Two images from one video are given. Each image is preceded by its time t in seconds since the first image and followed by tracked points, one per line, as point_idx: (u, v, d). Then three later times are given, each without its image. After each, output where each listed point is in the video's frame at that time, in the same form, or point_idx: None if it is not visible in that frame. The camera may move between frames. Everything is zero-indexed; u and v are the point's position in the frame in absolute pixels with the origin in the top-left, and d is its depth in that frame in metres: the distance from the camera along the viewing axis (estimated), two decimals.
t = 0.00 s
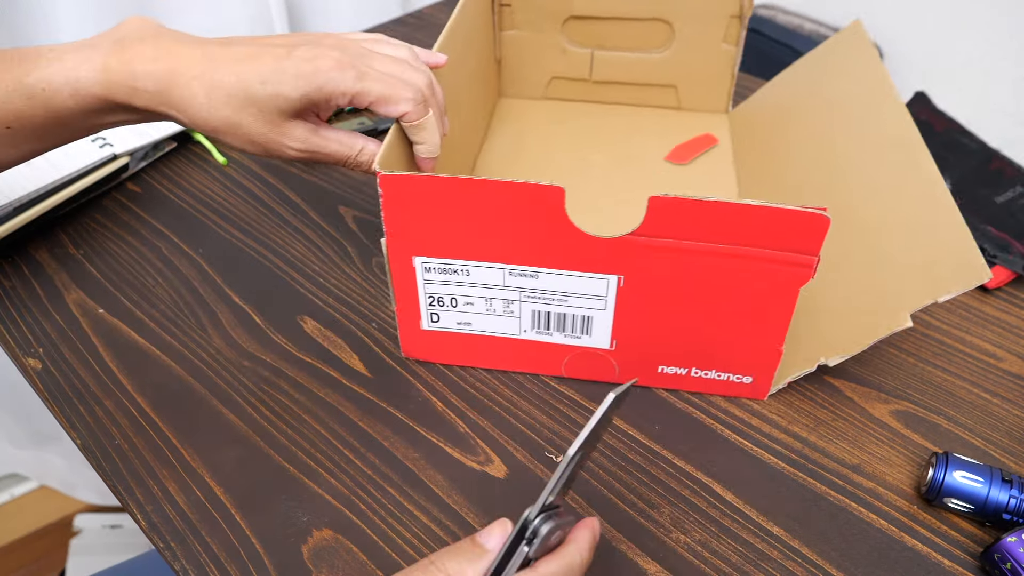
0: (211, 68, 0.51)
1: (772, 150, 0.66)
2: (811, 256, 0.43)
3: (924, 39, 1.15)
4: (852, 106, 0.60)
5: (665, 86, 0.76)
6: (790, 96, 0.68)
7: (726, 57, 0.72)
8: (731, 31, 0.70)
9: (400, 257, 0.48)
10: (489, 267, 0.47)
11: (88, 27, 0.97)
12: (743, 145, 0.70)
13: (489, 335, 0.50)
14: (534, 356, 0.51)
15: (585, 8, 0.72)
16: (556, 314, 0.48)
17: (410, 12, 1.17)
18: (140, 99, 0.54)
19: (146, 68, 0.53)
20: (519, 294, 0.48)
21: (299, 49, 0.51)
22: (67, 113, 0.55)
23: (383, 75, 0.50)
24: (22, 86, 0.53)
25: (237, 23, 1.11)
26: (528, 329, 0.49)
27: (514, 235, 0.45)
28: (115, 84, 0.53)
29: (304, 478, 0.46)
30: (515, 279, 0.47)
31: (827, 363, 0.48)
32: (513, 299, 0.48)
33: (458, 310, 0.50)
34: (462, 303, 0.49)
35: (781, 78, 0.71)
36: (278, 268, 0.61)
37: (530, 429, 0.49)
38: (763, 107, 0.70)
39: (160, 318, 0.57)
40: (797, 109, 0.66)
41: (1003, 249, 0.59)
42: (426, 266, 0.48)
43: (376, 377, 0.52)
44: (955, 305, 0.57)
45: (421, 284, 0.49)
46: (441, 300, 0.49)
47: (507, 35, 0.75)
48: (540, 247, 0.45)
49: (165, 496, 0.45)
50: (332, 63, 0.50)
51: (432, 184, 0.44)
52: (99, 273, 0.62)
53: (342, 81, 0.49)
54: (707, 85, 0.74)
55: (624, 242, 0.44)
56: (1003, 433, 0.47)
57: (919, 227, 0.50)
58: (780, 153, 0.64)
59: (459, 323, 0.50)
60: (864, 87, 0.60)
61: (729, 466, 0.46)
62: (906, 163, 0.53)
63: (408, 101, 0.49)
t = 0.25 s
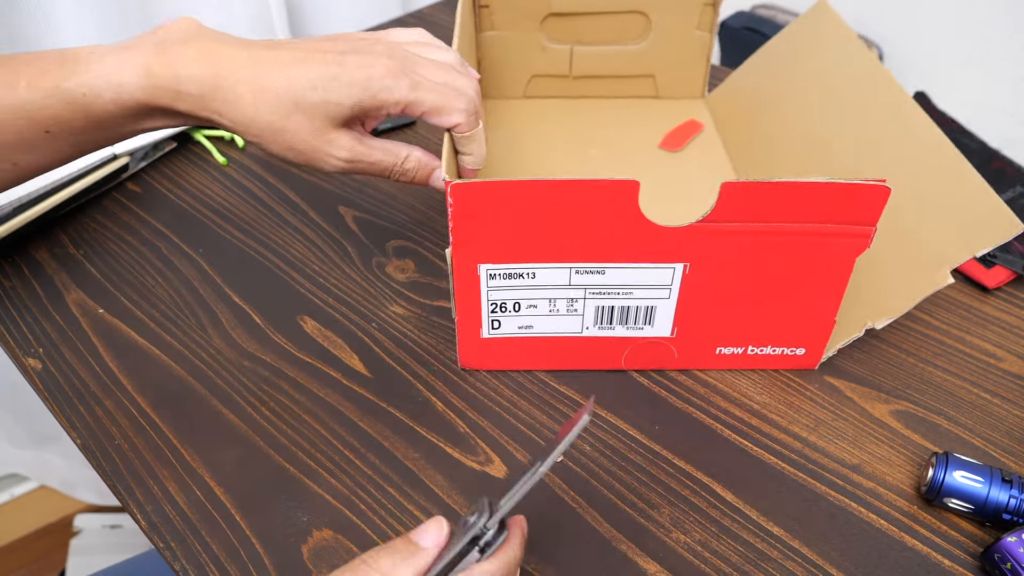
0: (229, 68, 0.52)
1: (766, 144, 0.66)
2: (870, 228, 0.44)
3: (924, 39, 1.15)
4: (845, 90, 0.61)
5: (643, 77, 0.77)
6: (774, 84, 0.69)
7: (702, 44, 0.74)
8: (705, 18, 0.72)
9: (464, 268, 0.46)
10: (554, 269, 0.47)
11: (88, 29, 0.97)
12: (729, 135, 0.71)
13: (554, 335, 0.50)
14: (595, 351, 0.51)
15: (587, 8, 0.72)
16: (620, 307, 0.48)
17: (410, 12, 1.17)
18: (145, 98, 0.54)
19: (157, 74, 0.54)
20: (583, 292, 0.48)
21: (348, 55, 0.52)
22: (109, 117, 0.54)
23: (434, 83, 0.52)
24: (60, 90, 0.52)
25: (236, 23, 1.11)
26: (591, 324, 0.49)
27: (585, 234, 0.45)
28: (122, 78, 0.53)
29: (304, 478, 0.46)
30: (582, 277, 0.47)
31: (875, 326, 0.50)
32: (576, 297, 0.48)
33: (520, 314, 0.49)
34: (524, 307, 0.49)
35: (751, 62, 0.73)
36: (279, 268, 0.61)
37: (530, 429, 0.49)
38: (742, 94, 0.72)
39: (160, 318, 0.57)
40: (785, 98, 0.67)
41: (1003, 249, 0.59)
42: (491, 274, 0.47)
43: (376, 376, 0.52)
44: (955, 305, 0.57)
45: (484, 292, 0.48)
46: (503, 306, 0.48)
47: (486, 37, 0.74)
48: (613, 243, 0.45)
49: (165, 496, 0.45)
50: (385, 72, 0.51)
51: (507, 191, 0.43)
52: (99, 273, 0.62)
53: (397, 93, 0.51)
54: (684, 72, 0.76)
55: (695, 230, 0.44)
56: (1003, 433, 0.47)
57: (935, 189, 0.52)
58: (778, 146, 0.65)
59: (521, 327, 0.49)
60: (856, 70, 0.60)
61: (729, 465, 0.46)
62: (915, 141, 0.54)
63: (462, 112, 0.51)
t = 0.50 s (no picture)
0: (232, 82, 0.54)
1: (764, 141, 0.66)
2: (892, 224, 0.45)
3: (924, 39, 1.15)
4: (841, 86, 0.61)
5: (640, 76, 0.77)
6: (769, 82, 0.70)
7: (700, 43, 0.74)
8: (703, 17, 0.72)
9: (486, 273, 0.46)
10: (576, 271, 0.46)
11: (90, 30, 0.97)
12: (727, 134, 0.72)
13: (575, 338, 0.50)
14: (614, 352, 0.51)
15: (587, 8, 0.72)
16: (641, 308, 0.48)
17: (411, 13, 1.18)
18: (150, 103, 0.56)
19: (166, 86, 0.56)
20: (605, 294, 0.48)
21: (342, 41, 0.53)
22: (125, 126, 0.57)
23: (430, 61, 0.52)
24: (77, 100, 0.55)
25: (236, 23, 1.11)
26: (611, 326, 0.49)
27: (609, 235, 0.44)
28: (132, 89, 0.55)
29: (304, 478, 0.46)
30: (604, 280, 0.47)
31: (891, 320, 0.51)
32: (599, 300, 0.48)
33: (541, 318, 0.48)
34: (545, 310, 0.48)
35: (748, 62, 0.74)
36: (279, 268, 0.61)
37: (531, 429, 0.49)
38: (738, 94, 0.73)
39: (161, 318, 0.57)
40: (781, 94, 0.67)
41: (1003, 249, 0.59)
42: (513, 278, 0.46)
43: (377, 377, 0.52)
44: (955, 306, 0.57)
45: (506, 296, 0.47)
46: (524, 310, 0.48)
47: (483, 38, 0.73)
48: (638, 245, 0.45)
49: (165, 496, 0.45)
50: (377, 50, 0.51)
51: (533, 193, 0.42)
52: (99, 273, 0.62)
53: (390, 67, 0.51)
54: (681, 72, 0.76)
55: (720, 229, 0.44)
56: (1003, 433, 0.47)
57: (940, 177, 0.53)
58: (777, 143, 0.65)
59: (542, 330, 0.49)
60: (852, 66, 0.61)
61: (729, 466, 0.46)
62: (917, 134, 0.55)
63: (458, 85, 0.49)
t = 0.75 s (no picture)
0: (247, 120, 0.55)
1: (763, 144, 0.66)
2: (906, 219, 0.46)
3: (924, 39, 1.15)
4: (836, 86, 0.61)
5: (624, 77, 0.78)
6: (762, 82, 0.70)
7: (683, 42, 0.74)
8: (685, 17, 0.72)
9: (509, 286, 0.46)
10: (597, 280, 0.46)
11: (89, 28, 0.97)
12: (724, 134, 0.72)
13: (594, 347, 0.49)
14: (631, 360, 0.51)
15: (587, 9, 0.72)
16: (660, 314, 0.48)
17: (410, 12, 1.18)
18: (169, 143, 0.57)
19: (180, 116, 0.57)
20: (624, 302, 0.48)
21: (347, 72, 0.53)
22: (142, 166, 0.59)
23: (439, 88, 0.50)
24: (98, 139, 0.57)
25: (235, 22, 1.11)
26: (631, 334, 0.49)
27: (632, 243, 0.45)
28: (151, 130, 0.57)
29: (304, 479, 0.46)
30: (624, 287, 0.47)
31: (903, 314, 0.51)
32: (619, 307, 0.48)
33: (561, 328, 0.48)
34: (566, 320, 0.48)
35: (732, 62, 0.75)
36: (279, 268, 0.61)
37: (531, 429, 0.49)
38: (729, 92, 0.74)
39: (161, 318, 0.57)
40: (777, 94, 0.67)
41: (1003, 249, 0.59)
42: (535, 289, 0.46)
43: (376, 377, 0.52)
44: (955, 306, 0.57)
45: (526, 308, 0.47)
46: (544, 321, 0.48)
47: (472, 44, 0.73)
48: (661, 251, 0.45)
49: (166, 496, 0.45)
50: (386, 82, 0.51)
51: (557, 203, 0.42)
52: (99, 273, 0.62)
53: (399, 99, 0.50)
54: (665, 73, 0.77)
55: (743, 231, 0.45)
56: (1004, 433, 0.47)
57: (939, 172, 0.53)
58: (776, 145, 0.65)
59: (561, 341, 0.49)
60: (846, 67, 0.61)
61: (729, 466, 0.46)
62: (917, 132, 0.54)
63: (468, 113, 0.49)
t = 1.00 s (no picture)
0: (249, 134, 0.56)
1: (765, 144, 0.66)
2: (910, 218, 0.46)
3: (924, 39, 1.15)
4: (837, 87, 0.62)
5: (624, 78, 0.78)
6: (762, 82, 0.70)
7: (681, 43, 0.74)
8: (684, 17, 0.72)
9: (514, 289, 0.45)
10: (602, 281, 0.46)
11: (88, 28, 0.96)
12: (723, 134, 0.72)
13: (599, 349, 0.49)
14: (636, 361, 0.51)
15: (587, 9, 0.72)
16: (665, 315, 0.48)
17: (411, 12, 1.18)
18: (172, 155, 0.58)
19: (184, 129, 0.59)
20: (630, 303, 0.48)
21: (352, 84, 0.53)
22: (149, 181, 0.59)
23: (441, 94, 0.49)
24: (104, 153, 0.58)
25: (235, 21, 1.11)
26: (636, 335, 0.49)
27: (637, 244, 0.44)
28: (155, 143, 0.58)
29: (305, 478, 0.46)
30: (630, 288, 0.47)
31: (907, 312, 0.50)
32: (624, 308, 0.48)
33: (566, 331, 0.48)
34: (570, 322, 0.48)
35: (731, 62, 0.75)
36: (279, 268, 0.61)
37: (532, 429, 0.49)
38: (728, 93, 0.74)
39: (161, 318, 0.57)
40: (778, 95, 0.67)
41: (1003, 249, 0.58)
42: (540, 292, 0.46)
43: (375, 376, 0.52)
44: (955, 306, 0.57)
45: (531, 310, 0.47)
46: (549, 323, 0.47)
47: (470, 45, 0.73)
48: (666, 252, 0.45)
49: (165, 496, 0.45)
50: (388, 88, 0.50)
51: (561, 204, 0.42)
52: (99, 273, 0.62)
53: (400, 103, 0.49)
54: (664, 73, 0.77)
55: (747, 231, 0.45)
56: (1004, 433, 0.47)
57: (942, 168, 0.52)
58: (778, 145, 0.65)
59: (566, 343, 0.49)
60: (847, 67, 0.62)
61: (729, 466, 0.46)
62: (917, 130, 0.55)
63: (469, 118, 0.47)
